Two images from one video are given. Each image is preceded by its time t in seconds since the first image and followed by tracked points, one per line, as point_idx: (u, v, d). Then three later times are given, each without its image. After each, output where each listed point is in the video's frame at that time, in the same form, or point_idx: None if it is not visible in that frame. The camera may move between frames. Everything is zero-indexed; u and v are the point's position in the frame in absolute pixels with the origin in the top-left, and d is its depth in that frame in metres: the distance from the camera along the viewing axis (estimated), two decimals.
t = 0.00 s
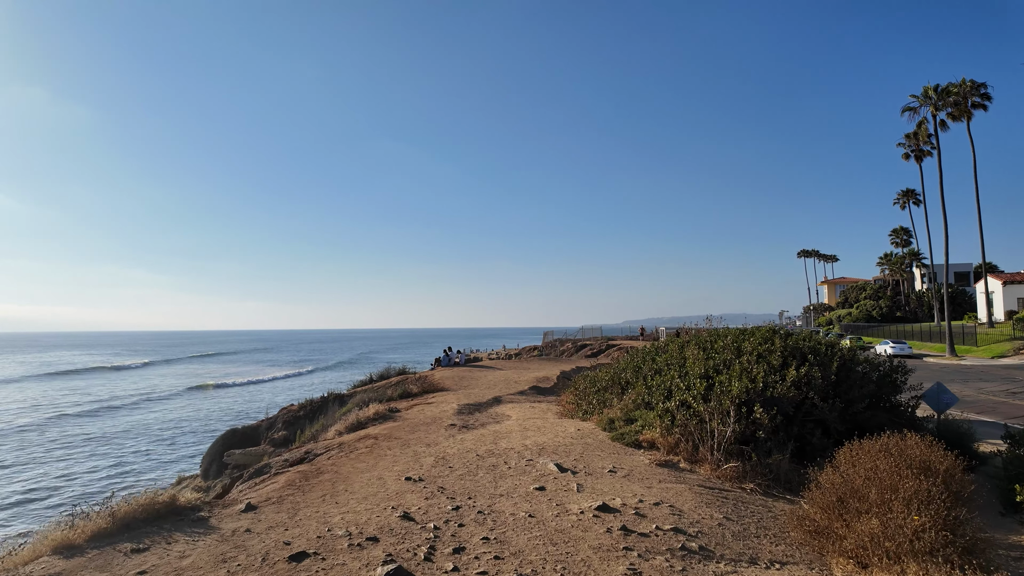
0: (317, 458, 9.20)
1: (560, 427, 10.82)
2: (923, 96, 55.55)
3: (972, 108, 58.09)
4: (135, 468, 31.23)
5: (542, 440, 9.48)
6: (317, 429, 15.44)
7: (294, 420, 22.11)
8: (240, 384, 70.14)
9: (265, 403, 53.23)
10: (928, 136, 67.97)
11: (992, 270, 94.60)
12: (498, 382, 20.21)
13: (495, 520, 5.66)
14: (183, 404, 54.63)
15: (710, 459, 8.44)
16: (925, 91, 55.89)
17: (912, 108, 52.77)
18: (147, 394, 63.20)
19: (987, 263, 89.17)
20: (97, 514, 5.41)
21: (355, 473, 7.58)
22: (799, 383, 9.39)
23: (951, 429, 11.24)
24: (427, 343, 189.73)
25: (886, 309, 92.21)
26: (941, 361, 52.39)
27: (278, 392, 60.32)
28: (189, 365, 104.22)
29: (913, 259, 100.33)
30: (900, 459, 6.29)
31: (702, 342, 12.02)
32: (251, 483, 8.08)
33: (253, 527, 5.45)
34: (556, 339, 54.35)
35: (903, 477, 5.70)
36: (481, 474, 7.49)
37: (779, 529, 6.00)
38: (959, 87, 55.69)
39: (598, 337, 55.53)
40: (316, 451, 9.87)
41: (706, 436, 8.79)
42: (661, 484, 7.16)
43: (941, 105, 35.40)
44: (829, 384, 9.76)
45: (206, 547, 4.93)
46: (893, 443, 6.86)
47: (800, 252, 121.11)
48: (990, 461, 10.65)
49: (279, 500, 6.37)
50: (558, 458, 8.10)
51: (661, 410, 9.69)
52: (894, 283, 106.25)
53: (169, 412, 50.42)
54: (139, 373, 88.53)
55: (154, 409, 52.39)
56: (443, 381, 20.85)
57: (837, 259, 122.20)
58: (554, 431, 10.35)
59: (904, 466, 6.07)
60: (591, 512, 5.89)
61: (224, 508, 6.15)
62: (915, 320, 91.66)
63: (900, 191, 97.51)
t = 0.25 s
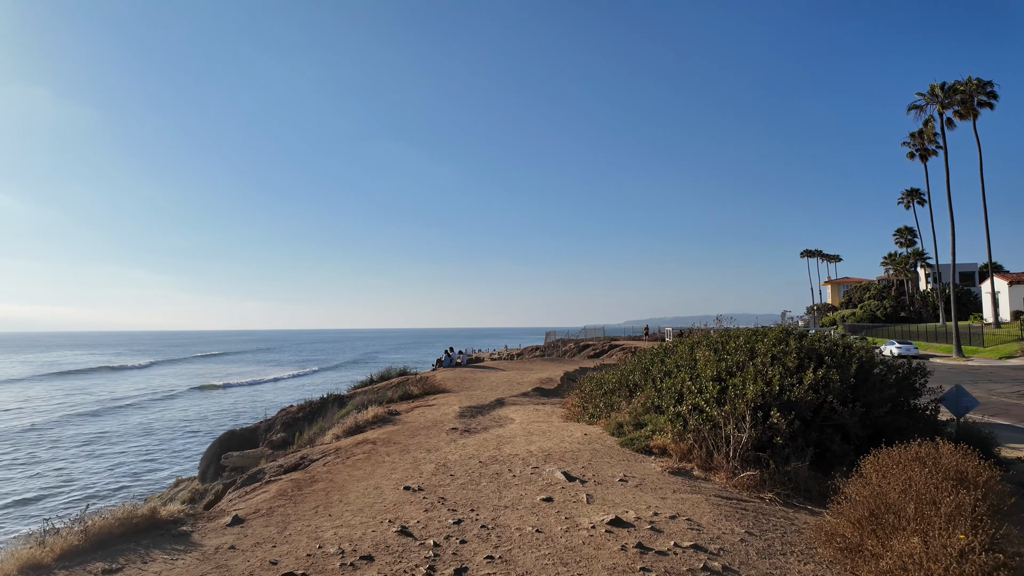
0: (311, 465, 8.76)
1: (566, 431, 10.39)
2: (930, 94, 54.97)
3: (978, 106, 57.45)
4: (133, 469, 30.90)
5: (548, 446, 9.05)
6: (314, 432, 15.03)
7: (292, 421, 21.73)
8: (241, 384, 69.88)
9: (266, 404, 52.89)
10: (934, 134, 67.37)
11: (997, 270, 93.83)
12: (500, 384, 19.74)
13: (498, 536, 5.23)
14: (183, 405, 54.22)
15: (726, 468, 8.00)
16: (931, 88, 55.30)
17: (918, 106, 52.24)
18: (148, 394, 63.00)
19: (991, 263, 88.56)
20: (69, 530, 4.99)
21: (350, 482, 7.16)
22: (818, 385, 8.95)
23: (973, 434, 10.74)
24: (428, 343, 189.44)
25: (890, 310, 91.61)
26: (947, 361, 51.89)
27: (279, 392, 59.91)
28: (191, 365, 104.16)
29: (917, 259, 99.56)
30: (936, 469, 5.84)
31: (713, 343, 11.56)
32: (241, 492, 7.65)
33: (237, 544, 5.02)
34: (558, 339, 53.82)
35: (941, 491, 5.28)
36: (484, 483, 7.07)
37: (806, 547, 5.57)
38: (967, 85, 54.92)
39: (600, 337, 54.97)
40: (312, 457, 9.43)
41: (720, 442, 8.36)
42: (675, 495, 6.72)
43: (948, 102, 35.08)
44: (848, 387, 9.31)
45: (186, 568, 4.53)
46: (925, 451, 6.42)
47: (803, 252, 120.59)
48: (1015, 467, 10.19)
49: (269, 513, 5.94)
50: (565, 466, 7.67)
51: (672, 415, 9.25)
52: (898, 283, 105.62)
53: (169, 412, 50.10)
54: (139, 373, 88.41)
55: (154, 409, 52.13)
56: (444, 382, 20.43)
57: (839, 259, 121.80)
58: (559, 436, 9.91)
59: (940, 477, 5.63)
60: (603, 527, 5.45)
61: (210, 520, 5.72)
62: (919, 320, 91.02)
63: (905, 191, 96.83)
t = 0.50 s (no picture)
0: (308, 471, 8.39)
1: (574, 435, 9.98)
2: (940, 91, 54.25)
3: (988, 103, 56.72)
4: (134, 470, 30.63)
5: (555, 451, 8.64)
6: (314, 434, 14.66)
7: (293, 422, 21.38)
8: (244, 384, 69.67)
9: (268, 404, 52.59)
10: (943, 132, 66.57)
11: (1005, 270, 92.91)
12: (504, 385, 19.32)
13: (505, 553, 4.83)
14: (186, 405, 53.98)
15: (744, 476, 7.58)
16: (941, 86, 54.57)
17: (927, 104, 51.61)
18: (151, 394, 62.85)
19: (1000, 263, 87.60)
20: (40, 547, 4.61)
21: (346, 490, 6.75)
22: (838, 388, 8.53)
23: (999, 439, 10.28)
24: (432, 343, 189.27)
25: (897, 309, 90.80)
26: (956, 362, 51.23)
27: (282, 393, 59.59)
28: (194, 364, 104.16)
29: (924, 258, 98.64)
30: (977, 480, 5.41)
31: (727, 344, 11.13)
32: (233, 500, 7.26)
33: (222, 561, 4.63)
34: (562, 340, 53.34)
35: (985, 503, 4.85)
36: (488, 492, 6.67)
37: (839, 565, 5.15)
38: (976, 82, 54.18)
39: (604, 338, 54.45)
40: (309, 463, 9.03)
41: (737, 448, 7.95)
42: (693, 506, 6.30)
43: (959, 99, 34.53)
44: (870, 389, 8.88)
45: None
46: (962, 459, 5.98)
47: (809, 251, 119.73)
48: None
49: (258, 524, 5.56)
50: (574, 473, 7.25)
51: (686, 418, 8.82)
52: (905, 283, 104.74)
53: (171, 412, 49.91)
54: (143, 373, 88.34)
55: (157, 409, 51.92)
56: (447, 383, 20.05)
57: (845, 259, 120.94)
58: (567, 440, 9.49)
59: (983, 487, 5.20)
60: (618, 542, 5.04)
61: (195, 534, 5.34)
62: (926, 321, 90.19)
63: (912, 190, 95.96)
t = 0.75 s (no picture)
0: (300, 478, 8.04)
1: (577, 440, 9.60)
2: (946, 89, 53.66)
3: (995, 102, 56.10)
4: (132, 471, 30.35)
5: (557, 457, 8.24)
6: (311, 438, 14.30)
7: (291, 425, 21.04)
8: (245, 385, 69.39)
9: (268, 405, 52.24)
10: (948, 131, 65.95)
11: (1011, 270, 92.21)
12: (505, 387, 18.93)
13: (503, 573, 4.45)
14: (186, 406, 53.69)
15: (757, 485, 7.20)
16: (947, 84, 53.98)
17: (933, 102, 51.04)
18: (151, 395, 62.56)
19: (1006, 263, 86.88)
20: None
21: (336, 501, 6.39)
22: (854, 392, 8.14)
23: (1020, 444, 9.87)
24: (434, 344, 188.97)
25: (902, 310, 90.14)
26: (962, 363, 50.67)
27: (282, 394, 59.28)
28: (196, 365, 104.06)
29: (929, 258, 97.89)
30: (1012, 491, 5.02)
31: (736, 346, 10.74)
32: (218, 511, 6.89)
33: None
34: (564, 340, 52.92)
35: None
36: (487, 503, 6.29)
37: None
38: (983, 79, 53.49)
39: (607, 338, 53.99)
40: (301, 470, 8.67)
41: (749, 455, 7.57)
42: (705, 519, 5.92)
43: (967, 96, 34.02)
44: (887, 393, 8.48)
45: None
46: (993, 469, 5.59)
47: (812, 251, 119.05)
48: None
49: (240, 540, 5.19)
50: (577, 483, 6.87)
51: (695, 423, 8.42)
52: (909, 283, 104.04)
53: (171, 413, 49.64)
54: (144, 374, 88.14)
55: (157, 410, 51.65)
56: (447, 384, 19.67)
57: (849, 259, 120.23)
58: (570, 445, 9.10)
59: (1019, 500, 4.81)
60: (625, 561, 4.66)
61: (171, 551, 4.98)
62: (931, 321, 89.53)
63: (917, 189, 95.32)
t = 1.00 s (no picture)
0: (285, 483, 7.67)
1: (575, 442, 9.22)
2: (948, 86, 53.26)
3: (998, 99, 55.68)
4: (126, 473, 29.99)
5: (555, 460, 7.86)
6: (303, 440, 13.93)
7: (286, 426, 20.68)
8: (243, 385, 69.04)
9: (266, 405, 51.88)
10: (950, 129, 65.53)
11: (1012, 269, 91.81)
12: (504, 387, 18.57)
13: None
14: (183, 406, 53.28)
15: (765, 490, 6.83)
16: (950, 81, 53.58)
17: (936, 100, 50.66)
18: (149, 395, 62.20)
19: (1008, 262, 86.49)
20: None
21: (319, 509, 6.01)
22: (865, 391, 7.76)
23: None
24: (434, 344, 188.63)
25: (903, 309, 89.70)
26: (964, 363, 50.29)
27: (280, 394, 58.88)
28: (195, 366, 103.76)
29: (930, 258, 97.45)
30: None
31: (740, 345, 10.36)
32: (195, 519, 6.53)
33: None
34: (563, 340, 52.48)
35: None
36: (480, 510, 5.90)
37: None
38: (986, 77, 53.08)
39: (607, 338, 53.57)
40: (287, 474, 8.31)
41: (757, 457, 7.19)
42: (712, 527, 5.53)
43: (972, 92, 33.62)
44: (900, 392, 8.10)
45: None
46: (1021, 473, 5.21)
47: (813, 251, 118.66)
48: None
49: (211, 552, 4.82)
50: (575, 488, 6.49)
51: (698, 423, 8.05)
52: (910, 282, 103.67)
53: (168, 414, 49.30)
54: (142, 375, 87.82)
55: (154, 411, 51.29)
56: (444, 385, 19.29)
57: (849, 259, 119.80)
58: (569, 447, 8.72)
59: None
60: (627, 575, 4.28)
61: (135, 565, 4.61)
62: (932, 320, 89.14)
63: (918, 188, 94.95)
